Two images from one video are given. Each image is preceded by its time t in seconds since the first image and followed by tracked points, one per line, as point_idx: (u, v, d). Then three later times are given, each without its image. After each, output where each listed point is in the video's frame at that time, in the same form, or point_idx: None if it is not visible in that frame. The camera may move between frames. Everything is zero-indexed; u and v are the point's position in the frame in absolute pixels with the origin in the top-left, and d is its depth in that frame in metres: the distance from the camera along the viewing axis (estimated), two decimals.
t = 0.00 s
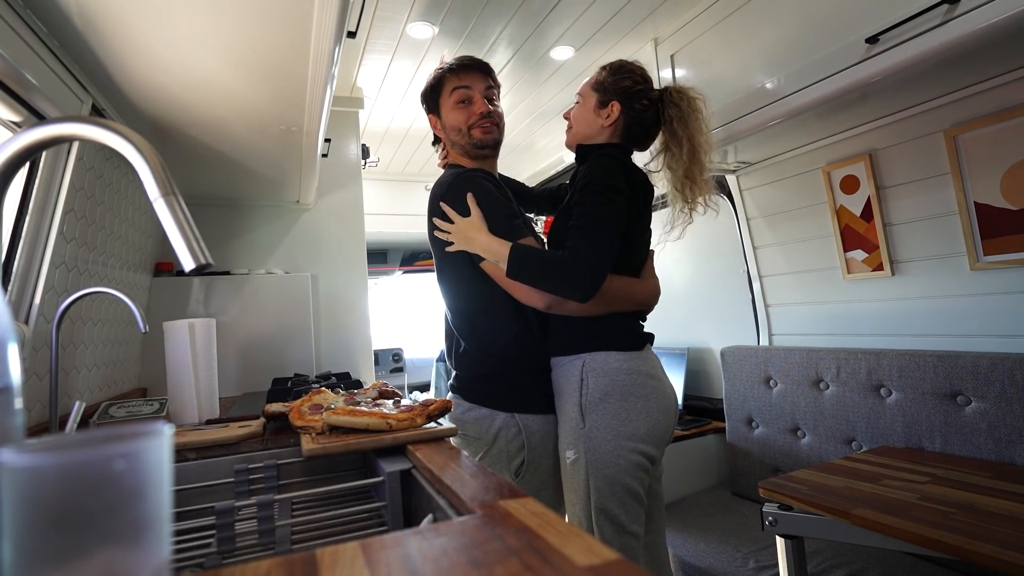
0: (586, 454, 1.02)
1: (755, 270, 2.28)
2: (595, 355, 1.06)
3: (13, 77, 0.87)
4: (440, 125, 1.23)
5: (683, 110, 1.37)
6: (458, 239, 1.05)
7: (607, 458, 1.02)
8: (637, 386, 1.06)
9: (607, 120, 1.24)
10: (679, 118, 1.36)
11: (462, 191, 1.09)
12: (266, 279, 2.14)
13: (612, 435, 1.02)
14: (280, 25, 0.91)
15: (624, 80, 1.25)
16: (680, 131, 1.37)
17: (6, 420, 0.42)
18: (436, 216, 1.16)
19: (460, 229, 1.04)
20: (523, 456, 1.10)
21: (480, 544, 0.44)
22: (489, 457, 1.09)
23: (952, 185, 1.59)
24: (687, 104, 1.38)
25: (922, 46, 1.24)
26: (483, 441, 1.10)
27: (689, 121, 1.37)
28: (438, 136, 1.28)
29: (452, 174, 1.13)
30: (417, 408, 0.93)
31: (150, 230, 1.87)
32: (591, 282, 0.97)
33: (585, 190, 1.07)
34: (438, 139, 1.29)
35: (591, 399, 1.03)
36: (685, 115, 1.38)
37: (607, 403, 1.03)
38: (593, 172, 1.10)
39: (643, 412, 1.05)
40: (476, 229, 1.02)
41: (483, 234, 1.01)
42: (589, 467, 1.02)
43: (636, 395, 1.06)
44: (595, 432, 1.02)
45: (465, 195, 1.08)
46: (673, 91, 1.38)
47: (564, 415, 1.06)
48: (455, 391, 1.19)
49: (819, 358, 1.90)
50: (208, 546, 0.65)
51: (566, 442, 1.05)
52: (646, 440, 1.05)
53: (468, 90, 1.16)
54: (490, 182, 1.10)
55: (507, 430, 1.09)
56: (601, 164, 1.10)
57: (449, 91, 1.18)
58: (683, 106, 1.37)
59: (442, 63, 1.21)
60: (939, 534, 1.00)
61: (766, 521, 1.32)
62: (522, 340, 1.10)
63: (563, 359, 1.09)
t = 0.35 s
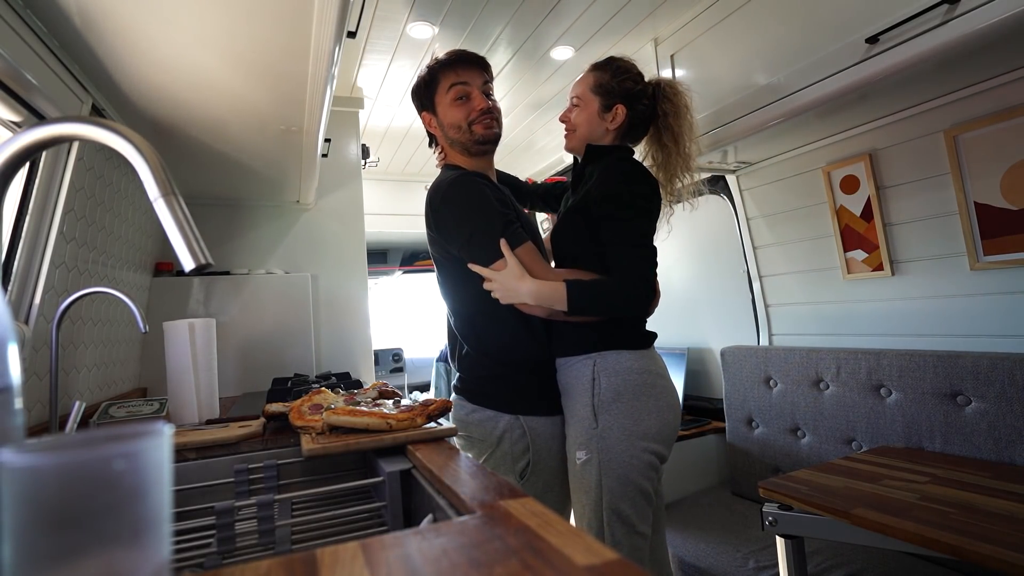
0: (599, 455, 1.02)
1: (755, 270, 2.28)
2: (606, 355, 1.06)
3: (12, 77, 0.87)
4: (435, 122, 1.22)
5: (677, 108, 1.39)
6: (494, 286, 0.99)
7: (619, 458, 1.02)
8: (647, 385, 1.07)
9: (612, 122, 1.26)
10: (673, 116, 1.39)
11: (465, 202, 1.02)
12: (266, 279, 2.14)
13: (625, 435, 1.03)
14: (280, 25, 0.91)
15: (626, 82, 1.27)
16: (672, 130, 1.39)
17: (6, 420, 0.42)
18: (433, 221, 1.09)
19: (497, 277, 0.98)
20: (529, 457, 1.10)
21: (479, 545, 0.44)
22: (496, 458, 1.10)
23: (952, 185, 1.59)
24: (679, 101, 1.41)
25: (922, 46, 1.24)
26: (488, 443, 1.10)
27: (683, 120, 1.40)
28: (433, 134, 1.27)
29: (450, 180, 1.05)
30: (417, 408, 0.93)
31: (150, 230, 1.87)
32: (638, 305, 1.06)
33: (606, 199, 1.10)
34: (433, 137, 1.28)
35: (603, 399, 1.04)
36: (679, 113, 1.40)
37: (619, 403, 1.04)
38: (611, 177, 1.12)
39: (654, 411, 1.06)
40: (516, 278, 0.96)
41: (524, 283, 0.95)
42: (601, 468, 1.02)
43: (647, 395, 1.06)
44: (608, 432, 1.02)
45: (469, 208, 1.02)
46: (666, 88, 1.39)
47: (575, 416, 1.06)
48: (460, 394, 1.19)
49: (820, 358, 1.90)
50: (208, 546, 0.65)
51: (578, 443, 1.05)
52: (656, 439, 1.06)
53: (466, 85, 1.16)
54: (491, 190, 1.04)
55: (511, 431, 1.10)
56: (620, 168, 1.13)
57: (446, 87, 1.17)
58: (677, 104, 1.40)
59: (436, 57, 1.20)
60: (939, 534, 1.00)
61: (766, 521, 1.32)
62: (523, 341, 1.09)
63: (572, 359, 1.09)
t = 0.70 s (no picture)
0: (608, 454, 1.03)
1: (755, 270, 2.28)
2: (614, 354, 1.07)
3: (13, 77, 0.87)
4: (424, 121, 1.22)
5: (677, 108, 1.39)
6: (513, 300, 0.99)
7: (627, 456, 1.03)
8: (654, 384, 1.08)
9: (613, 124, 1.27)
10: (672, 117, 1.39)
11: (458, 205, 1.01)
12: (266, 279, 2.14)
13: (633, 434, 1.03)
14: (280, 25, 0.91)
15: (626, 83, 1.27)
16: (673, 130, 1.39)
17: (6, 420, 0.42)
18: (425, 220, 1.08)
19: (516, 294, 0.98)
20: (526, 461, 1.10)
21: (479, 544, 0.44)
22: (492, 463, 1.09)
23: (951, 185, 1.59)
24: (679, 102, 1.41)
25: (922, 46, 1.24)
26: (485, 446, 1.10)
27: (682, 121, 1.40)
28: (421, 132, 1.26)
29: (443, 182, 1.03)
30: (417, 408, 0.93)
31: (150, 230, 1.87)
32: (652, 303, 1.06)
33: (615, 199, 1.10)
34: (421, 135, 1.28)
35: (611, 399, 1.04)
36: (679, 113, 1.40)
37: (628, 403, 1.04)
38: (616, 178, 1.12)
39: (660, 410, 1.07)
40: (535, 298, 0.96)
41: (544, 303, 0.96)
42: (609, 467, 1.02)
43: (654, 394, 1.07)
44: (617, 432, 1.03)
45: (462, 213, 1.00)
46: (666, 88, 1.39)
47: (583, 416, 1.06)
48: (456, 396, 1.18)
49: (820, 358, 1.90)
50: (208, 546, 0.65)
51: (586, 442, 1.05)
52: (662, 439, 1.07)
53: (457, 86, 1.16)
54: (484, 192, 1.03)
55: (509, 435, 1.09)
56: (623, 169, 1.12)
57: (437, 87, 1.17)
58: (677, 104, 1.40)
59: (427, 53, 1.19)
60: (939, 534, 1.00)
61: (766, 521, 1.32)
62: (523, 341, 1.09)
63: (579, 358, 1.09)
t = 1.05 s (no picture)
0: (608, 454, 1.03)
1: (755, 270, 2.29)
2: (612, 354, 1.07)
3: (13, 77, 0.87)
4: (420, 117, 1.21)
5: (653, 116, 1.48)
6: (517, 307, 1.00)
7: (628, 456, 1.03)
8: (652, 384, 1.09)
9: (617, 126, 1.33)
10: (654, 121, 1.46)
11: (448, 207, 1.00)
12: (266, 279, 2.14)
13: (633, 434, 1.04)
14: (280, 24, 0.90)
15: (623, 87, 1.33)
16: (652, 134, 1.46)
17: (6, 421, 0.42)
18: (419, 221, 1.07)
19: (519, 304, 0.98)
20: (522, 463, 1.10)
21: (479, 545, 0.44)
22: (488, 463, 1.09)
23: (951, 185, 1.59)
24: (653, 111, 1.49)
25: (922, 46, 1.24)
26: (481, 448, 1.10)
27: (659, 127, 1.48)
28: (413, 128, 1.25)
29: (436, 183, 1.03)
30: (417, 408, 0.93)
31: (150, 229, 1.87)
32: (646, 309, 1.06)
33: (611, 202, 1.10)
34: (413, 130, 1.27)
35: (611, 399, 1.04)
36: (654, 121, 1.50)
37: (627, 402, 1.04)
38: (615, 179, 1.12)
39: (659, 409, 1.08)
40: (538, 312, 0.97)
41: (547, 318, 0.97)
42: (609, 468, 1.02)
43: (652, 394, 1.08)
44: (617, 432, 1.03)
45: (458, 216, 0.99)
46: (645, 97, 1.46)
47: (583, 416, 1.06)
48: (452, 397, 1.18)
49: (820, 358, 1.90)
50: (208, 546, 0.65)
51: (585, 443, 1.04)
52: (661, 438, 1.07)
53: (462, 86, 1.16)
54: (477, 193, 1.02)
55: (505, 436, 1.09)
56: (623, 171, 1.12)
57: (446, 83, 1.16)
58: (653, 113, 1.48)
59: (436, 48, 1.18)
60: (939, 534, 1.00)
61: (766, 521, 1.32)
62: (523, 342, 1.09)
63: (577, 359, 1.09)
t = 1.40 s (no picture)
0: (610, 455, 1.03)
1: (755, 270, 2.28)
2: (613, 354, 1.07)
3: (13, 77, 0.87)
4: (453, 110, 1.15)
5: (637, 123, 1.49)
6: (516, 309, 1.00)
7: (628, 456, 1.03)
8: (653, 383, 1.08)
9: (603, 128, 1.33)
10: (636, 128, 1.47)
11: (450, 203, 1.00)
12: (266, 279, 2.14)
13: (634, 434, 1.04)
14: (281, 24, 0.90)
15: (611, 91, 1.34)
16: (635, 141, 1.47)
17: (6, 421, 0.42)
18: (419, 219, 1.07)
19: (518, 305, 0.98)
20: (521, 464, 1.11)
21: (479, 544, 0.44)
22: (488, 463, 1.09)
23: (952, 185, 1.59)
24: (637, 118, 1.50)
25: (922, 46, 1.24)
26: (481, 448, 1.10)
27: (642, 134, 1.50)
28: (434, 120, 1.16)
29: (438, 183, 1.03)
30: (417, 408, 0.93)
31: (150, 229, 1.87)
32: (640, 310, 1.06)
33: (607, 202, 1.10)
34: (425, 124, 1.18)
35: (613, 399, 1.04)
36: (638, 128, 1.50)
37: (629, 402, 1.04)
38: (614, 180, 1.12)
39: (660, 409, 1.08)
40: (538, 313, 0.97)
41: (548, 319, 0.97)
42: (611, 468, 1.02)
43: (653, 393, 1.08)
44: (619, 432, 1.03)
45: (461, 214, 0.99)
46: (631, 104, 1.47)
47: (584, 417, 1.06)
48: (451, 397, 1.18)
49: (820, 358, 1.90)
50: (208, 546, 0.65)
51: (587, 443, 1.04)
52: (662, 438, 1.07)
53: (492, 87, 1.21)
54: (479, 193, 1.02)
55: (505, 437, 1.09)
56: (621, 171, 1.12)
57: (481, 90, 1.17)
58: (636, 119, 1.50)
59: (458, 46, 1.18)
60: (940, 535, 1.00)
61: (766, 521, 1.32)
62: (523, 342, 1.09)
63: (577, 359, 1.09)
